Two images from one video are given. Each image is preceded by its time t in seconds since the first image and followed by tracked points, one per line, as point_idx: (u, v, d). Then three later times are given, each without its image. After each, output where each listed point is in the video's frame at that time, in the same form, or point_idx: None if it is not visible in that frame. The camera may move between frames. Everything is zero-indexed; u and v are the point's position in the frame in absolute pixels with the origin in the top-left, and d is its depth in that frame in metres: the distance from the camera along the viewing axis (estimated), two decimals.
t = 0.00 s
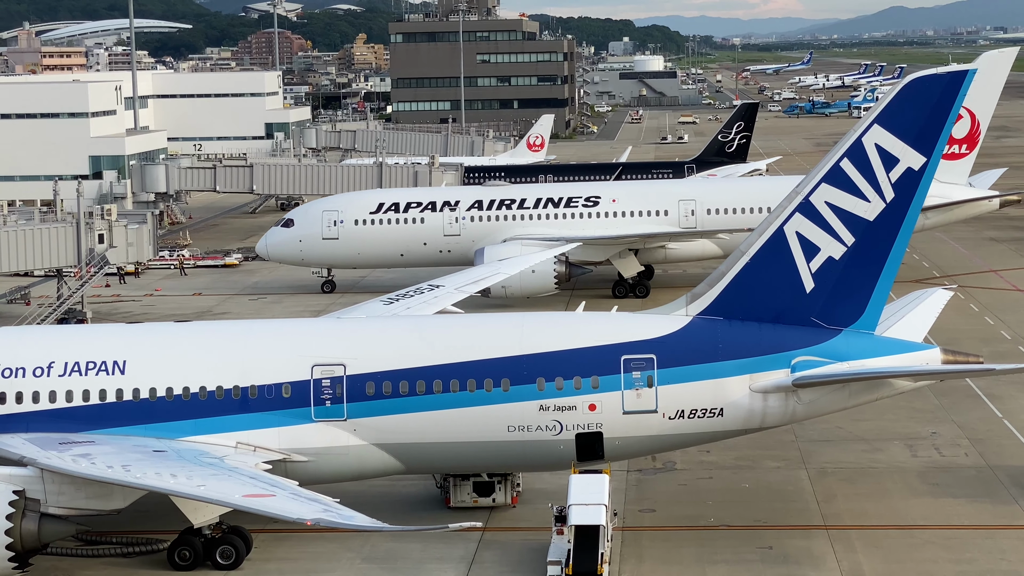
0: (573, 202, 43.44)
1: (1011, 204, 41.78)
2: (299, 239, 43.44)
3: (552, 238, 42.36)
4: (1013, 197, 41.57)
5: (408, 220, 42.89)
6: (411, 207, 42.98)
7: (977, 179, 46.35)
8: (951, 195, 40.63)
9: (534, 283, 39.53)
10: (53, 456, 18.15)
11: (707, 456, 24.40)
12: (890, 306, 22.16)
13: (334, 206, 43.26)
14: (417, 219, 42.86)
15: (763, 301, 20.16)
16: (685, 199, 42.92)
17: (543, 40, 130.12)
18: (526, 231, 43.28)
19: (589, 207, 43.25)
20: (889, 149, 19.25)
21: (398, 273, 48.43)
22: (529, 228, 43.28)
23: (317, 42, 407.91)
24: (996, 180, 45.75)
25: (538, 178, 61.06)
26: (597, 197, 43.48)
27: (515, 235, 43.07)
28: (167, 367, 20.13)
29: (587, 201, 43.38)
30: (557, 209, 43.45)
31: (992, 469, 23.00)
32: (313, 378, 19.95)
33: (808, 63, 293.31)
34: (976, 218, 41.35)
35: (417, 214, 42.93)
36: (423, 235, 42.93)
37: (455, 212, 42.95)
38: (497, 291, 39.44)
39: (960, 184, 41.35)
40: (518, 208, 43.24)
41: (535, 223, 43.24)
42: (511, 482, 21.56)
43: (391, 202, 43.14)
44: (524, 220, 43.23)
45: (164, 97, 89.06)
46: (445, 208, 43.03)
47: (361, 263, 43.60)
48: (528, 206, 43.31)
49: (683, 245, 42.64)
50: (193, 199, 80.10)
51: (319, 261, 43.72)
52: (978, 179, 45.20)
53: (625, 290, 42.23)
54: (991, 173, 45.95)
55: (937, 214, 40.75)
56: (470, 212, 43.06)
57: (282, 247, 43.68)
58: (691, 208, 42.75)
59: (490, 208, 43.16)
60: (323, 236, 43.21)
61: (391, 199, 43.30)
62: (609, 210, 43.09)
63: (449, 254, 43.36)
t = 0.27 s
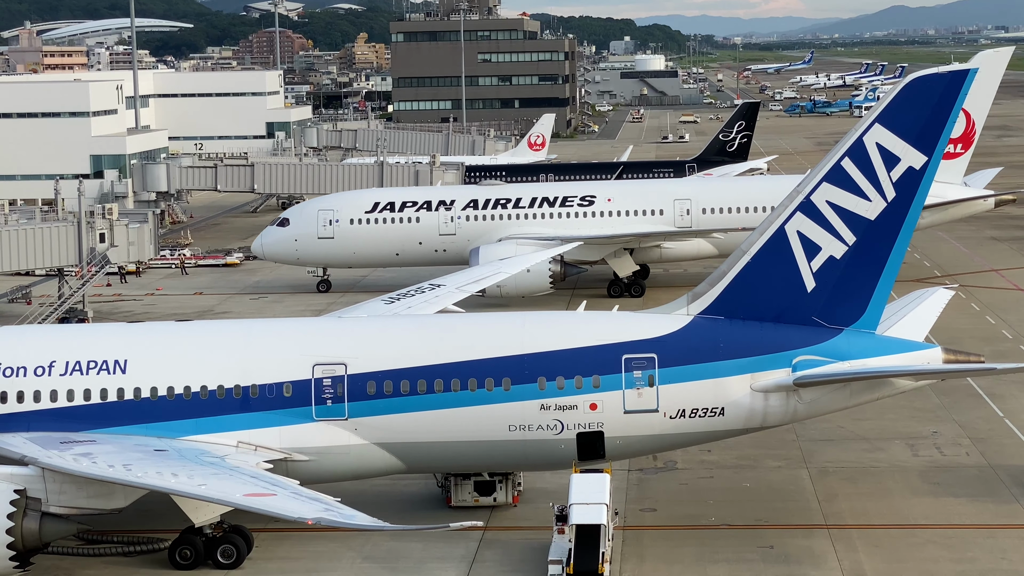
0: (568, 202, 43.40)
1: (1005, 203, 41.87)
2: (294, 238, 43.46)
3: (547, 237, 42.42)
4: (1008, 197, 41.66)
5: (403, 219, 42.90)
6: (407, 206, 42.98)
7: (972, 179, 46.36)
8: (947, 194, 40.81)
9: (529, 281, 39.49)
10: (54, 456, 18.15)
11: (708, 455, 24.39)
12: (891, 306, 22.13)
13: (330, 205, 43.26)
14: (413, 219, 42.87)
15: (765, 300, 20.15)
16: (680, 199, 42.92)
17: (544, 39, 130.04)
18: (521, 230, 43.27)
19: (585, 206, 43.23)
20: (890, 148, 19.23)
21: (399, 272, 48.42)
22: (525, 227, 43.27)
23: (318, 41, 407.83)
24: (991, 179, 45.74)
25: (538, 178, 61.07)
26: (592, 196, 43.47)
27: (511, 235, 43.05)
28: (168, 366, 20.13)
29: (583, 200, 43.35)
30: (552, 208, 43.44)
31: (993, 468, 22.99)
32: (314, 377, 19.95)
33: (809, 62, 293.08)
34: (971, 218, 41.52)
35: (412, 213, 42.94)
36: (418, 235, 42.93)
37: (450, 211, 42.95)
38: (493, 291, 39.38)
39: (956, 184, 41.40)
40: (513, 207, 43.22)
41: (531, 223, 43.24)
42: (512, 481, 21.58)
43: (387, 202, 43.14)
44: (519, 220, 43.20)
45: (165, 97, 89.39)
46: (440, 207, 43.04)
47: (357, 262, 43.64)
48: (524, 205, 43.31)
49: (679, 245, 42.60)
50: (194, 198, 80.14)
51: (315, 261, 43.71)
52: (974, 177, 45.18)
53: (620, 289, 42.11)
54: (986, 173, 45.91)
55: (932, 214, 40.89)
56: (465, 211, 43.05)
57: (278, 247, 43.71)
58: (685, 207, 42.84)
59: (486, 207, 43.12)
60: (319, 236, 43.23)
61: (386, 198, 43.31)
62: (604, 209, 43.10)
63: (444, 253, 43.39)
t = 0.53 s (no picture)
0: (564, 201, 43.41)
1: (1000, 203, 41.89)
2: (290, 238, 43.48)
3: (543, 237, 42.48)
4: (1004, 196, 41.66)
5: (399, 219, 42.89)
6: (402, 206, 42.98)
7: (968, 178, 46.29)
8: (943, 194, 40.85)
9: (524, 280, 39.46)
10: (55, 455, 18.16)
11: (709, 455, 24.39)
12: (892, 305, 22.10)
13: (325, 205, 43.27)
14: (409, 218, 42.87)
15: (766, 299, 20.14)
16: (676, 198, 42.94)
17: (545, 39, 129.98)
18: (516, 229, 43.29)
19: (580, 206, 43.25)
20: (891, 147, 19.21)
21: (400, 272, 48.43)
22: (520, 227, 43.29)
23: (319, 40, 407.89)
24: (986, 178, 45.69)
25: (539, 177, 61.08)
26: (587, 196, 43.47)
27: (506, 234, 43.08)
28: (170, 365, 20.14)
29: (578, 200, 43.38)
30: (547, 208, 43.45)
31: (994, 468, 22.97)
32: (315, 376, 19.95)
33: (811, 61, 292.79)
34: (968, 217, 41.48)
35: (408, 213, 42.93)
36: (414, 234, 42.95)
37: (446, 211, 42.95)
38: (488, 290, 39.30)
39: (952, 183, 41.38)
40: (509, 207, 43.25)
41: (526, 222, 43.28)
42: (513, 480, 21.58)
43: (382, 201, 43.14)
44: (514, 219, 43.24)
45: (166, 96, 89.52)
46: (436, 206, 43.04)
47: (352, 261, 43.66)
48: (519, 205, 43.33)
49: (674, 245, 42.47)
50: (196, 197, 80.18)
51: (311, 260, 43.71)
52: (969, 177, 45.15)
53: (616, 288, 42.02)
54: (981, 172, 45.78)
55: (929, 213, 40.88)
56: (461, 210, 43.05)
57: (274, 246, 43.71)
58: (681, 207, 42.85)
59: (482, 207, 43.14)
60: (314, 235, 43.24)
61: (382, 197, 43.31)
62: (600, 208, 43.11)
63: (440, 253, 43.41)
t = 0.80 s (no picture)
0: (559, 200, 43.41)
1: (996, 202, 41.91)
2: (285, 237, 43.43)
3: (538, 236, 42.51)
4: (999, 195, 41.64)
5: (395, 218, 42.89)
6: (398, 205, 42.97)
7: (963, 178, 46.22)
8: (940, 193, 40.90)
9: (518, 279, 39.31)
10: (56, 453, 18.16)
11: (710, 454, 24.38)
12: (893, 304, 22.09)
13: (321, 204, 43.25)
14: (404, 217, 42.87)
15: (766, 298, 20.13)
16: (671, 198, 42.92)
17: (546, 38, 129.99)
18: (512, 229, 43.25)
19: (576, 205, 43.25)
20: (892, 147, 19.20)
21: (401, 271, 48.42)
22: (515, 226, 43.25)
23: (320, 39, 408.04)
24: (981, 178, 45.60)
25: (540, 176, 61.09)
26: (583, 196, 43.44)
27: (501, 233, 43.06)
28: (171, 364, 20.14)
29: (573, 199, 43.37)
30: (543, 207, 43.42)
31: (995, 467, 22.95)
32: (316, 375, 19.95)
33: (812, 59, 292.67)
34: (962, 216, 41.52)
35: (404, 212, 42.92)
36: (410, 233, 42.94)
37: (441, 210, 42.93)
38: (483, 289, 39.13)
39: (946, 182, 41.37)
40: (505, 206, 43.21)
41: (521, 221, 43.24)
42: (514, 479, 21.57)
43: (378, 200, 43.13)
44: (510, 219, 43.19)
45: (167, 95, 89.52)
46: (432, 205, 43.03)
47: (348, 261, 43.66)
48: (515, 204, 43.28)
49: (669, 244, 42.59)
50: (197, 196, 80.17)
51: (307, 259, 43.70)
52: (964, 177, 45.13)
53: (611, 288, 42.13)
54: (976, 171, 45.62)
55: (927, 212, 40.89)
56: (457, 209, 43.03)
57: (270, 245, 43.67)
58: (676, 206, 42.83)
59: (477, 206, 43.13)
60: (310, 234, 43.21)
61: (377, 196, 43.28)
62: (595, 208, 43.09)
63: (436, 252, 43.40)
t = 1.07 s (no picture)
0: (554, 200, 43.41)
1: (991, 202, 41.89)
2: (281, 236, 43.41)
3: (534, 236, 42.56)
4: (994, 195, 41.63)
5: (390, 218, 42.89)
6: (394, 204, 42.97)
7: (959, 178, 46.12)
8: (936, 193, 40.95)
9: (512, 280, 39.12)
10: (58, 453, 18.17)
11: (711, 454, 24.38)
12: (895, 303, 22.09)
13: (316, 203, 43.22)
14: (400, 217, 42.87)
15: (767, 298, 20.13)
16: (667, 197, 42.92)
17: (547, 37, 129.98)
18: (507, 228, 43.23)
19: (571, 204, 43.25)
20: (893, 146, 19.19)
21: (402, 270, 48.42)
22: (511, 226, 43.24)
23: (321, 39, 408.24)
24: (976, 178, 45.35)
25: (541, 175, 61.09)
26: (578, 195, 43.43)
27: (496, 233, 43.05)
28: (172, 363, 20.14)
29: (569, 199, 43.37)
30: (538, 207, 43.42)
31: (996, 467, 22.95)
32: (317, 374, 19.96)
33: (813, 59, 292.75)
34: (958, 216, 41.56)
35: (399, 211, 42.91)
36: (405, 233, 42.94)
37: (437, 210, 42.95)
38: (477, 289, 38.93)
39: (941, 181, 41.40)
40: (500, 205, 43.20)
41: (517, 221, 43.23)
42: (515, 479, 21.57)
43: (373, 199, 43.12)
44: (505, 219, 43.18)
45: (169, 94, 89.52)
46: (427, 205, 43.03)
47: (343, 260, 43.66)
48: (510, 204, 43.25)
49: (664, 243, 42.55)
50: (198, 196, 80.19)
51: (303, 258, 43.69)
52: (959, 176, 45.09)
53: (606, 288, 42.18)
54: (972, 173, 45.32)
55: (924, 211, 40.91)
56: (452, 209, 43.05)
57: (265, 244, 43.65)
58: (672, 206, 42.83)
59: (473, 205, 43.14)
60: (305, 233, 43.21)
61: (373, 196, 43.27)
62: (590, 207, 43.08)
63: (431, 251, 43.39)
